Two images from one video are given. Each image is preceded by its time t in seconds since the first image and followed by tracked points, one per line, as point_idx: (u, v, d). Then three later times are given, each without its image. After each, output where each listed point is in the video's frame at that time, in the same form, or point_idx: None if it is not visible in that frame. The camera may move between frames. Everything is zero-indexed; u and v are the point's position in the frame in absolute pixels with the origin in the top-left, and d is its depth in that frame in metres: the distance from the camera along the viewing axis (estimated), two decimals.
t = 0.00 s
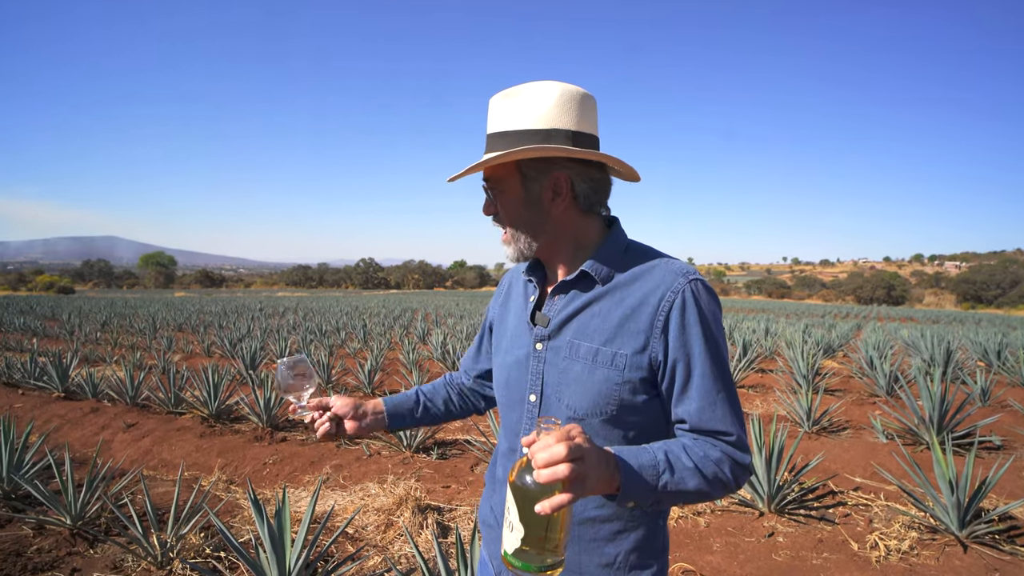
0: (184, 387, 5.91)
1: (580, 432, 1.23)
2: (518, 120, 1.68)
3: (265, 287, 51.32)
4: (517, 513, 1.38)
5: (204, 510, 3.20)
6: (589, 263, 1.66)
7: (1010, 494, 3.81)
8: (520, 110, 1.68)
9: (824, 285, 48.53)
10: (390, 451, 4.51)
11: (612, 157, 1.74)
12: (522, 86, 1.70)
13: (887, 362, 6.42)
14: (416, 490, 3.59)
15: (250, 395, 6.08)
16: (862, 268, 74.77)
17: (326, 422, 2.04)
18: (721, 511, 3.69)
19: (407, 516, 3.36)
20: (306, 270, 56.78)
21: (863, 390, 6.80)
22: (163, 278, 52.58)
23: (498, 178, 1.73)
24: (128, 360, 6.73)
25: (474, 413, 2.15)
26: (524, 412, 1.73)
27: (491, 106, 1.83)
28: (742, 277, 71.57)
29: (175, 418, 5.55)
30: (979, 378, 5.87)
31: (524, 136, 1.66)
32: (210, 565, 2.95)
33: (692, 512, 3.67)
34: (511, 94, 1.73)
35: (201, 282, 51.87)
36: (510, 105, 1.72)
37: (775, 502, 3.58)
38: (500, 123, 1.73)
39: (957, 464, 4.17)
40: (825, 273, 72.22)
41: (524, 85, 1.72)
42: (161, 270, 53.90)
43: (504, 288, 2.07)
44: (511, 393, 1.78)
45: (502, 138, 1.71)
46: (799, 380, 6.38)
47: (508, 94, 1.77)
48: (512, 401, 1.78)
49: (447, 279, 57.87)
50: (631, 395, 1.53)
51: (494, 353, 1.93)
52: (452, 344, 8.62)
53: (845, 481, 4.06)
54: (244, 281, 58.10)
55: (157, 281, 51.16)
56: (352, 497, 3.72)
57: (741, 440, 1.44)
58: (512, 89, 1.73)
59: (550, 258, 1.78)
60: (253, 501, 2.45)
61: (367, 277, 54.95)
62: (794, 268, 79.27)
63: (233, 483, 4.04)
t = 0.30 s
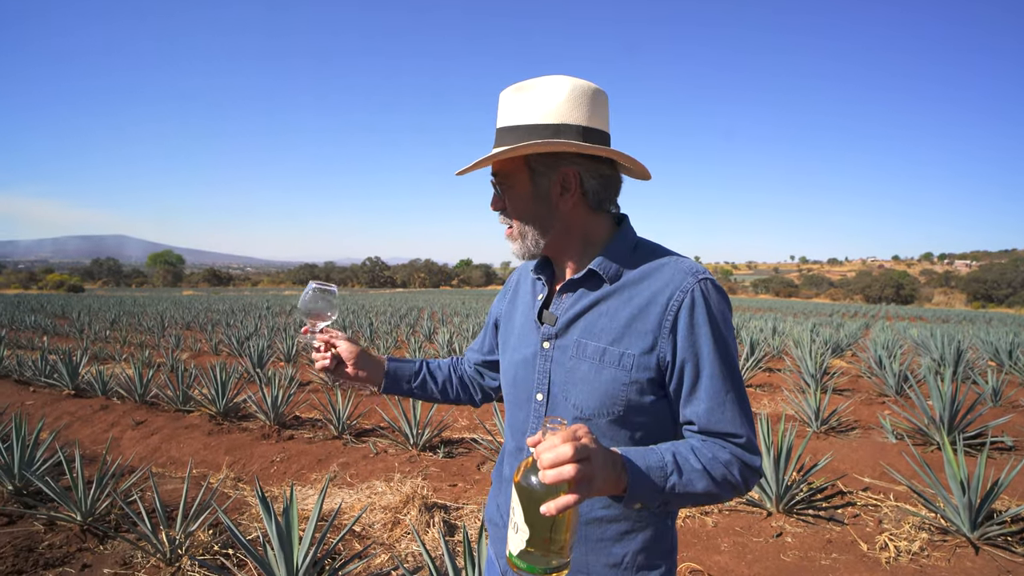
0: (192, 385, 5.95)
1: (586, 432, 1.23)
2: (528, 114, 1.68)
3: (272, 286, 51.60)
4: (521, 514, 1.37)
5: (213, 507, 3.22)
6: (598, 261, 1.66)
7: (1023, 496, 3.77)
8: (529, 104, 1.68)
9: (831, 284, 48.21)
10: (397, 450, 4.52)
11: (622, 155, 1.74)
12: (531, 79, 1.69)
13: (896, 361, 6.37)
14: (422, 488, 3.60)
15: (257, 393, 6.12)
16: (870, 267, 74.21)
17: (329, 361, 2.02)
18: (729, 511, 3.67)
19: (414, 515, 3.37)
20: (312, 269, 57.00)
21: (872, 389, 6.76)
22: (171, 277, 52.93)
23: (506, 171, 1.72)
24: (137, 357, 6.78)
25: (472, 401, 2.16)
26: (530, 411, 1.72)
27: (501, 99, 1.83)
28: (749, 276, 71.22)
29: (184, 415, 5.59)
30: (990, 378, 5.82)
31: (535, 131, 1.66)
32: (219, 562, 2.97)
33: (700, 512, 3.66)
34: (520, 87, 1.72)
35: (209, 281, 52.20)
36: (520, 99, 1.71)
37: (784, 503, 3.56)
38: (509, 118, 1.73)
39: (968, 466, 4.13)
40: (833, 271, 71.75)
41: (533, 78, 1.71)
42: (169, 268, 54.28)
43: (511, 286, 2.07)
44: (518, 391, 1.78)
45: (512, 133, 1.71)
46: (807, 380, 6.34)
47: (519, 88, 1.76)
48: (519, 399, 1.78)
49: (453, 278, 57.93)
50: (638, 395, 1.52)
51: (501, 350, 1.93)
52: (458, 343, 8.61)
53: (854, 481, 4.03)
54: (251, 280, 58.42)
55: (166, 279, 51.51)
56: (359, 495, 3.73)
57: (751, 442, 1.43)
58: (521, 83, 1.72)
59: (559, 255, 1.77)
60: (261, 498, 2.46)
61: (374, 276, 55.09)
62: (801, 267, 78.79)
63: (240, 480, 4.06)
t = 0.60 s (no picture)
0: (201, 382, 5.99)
1: (595, 431, 1.22)
2: (539, 108, 1.67)
3: (279, 284, 51.91)
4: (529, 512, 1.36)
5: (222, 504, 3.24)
6: (608, 259, 1.65)
7: None
8: (541, 98, 1.67)
9: (840, 284, 47.84)
10: (404, 448, 4.53)
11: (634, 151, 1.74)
12: (543, 73, 1.69)
13: (907, 361, 6.31)
14: (430, 486, 3.61)
15: (265, 391, 6.15)
16: (880, 266, 73.52)
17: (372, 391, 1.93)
18: (738, 511, 3.66)
19: (421, 513, 3.37)
20: (320, 267, 57.25)
21: (883, 390, 6.70)
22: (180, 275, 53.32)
23: (516, 166, 1.72)
24: (147, 354, 6.83)
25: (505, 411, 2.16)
26: (538, 410, 1.72)
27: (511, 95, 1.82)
28: (756, 275, 70.79)
29: (193, 412, 5.63)
30: (1003, 378, 5.75)
31: (546, 124, 1.65)
32: (227, 558, 2.99)
33: (708, 512, 3.64)
34: (532, 82, 1.72)
35: (217, 279, 52.57)
36: (531, 93, 1.70)
37: (793, 503, 3.54)
38: (520, 110, 1.72)
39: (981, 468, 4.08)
40: (841, 271, 71.20)
41: (545, 73, 1.70)
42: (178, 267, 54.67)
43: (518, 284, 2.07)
44: (526, 390, 1.77)
45: (522, 126, 1.70)
46: (816, 380, 6.29)
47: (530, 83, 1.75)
48: (526, 398, 1.77)
49: (460, 276, 57.99)
50: (647, 394, 1.52)
51: (509, 349, 1.93)
52: (465, 341, 8.62)
53: (865, 482, 4.00)
54: (259, 279, 58.77)
55: (175, 278, 51.86)
56: (367, 493, 3.74)
57: (759, 442, 1.42)
58: (532, 77, 1.72)
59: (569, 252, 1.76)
60: (270, 495, 2.47)
61: (381, 275, 55.23)
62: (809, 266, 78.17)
63: (249, 477, 4.09)
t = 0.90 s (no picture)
0: (209, 380, 6.02)
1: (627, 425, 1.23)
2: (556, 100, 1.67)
3: (287, 283, 52.20)
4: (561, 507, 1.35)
5: (230, 501, 3.26)
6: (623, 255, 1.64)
7: None
8: (559, 92, 1.67)
9: (849, 283, 47.49)
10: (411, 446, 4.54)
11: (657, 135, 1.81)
12: (561, 67, 1.69)
13: (917, 361, 6.25)
14: (437, 485, 3.62)
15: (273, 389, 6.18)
16: (889, 266, 72.91)
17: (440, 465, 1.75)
18: (746, 512, 3.64)
19: (428, 511, 3.38)
20: (326, 266, 57.46)
21: (892, 390, 6.65)
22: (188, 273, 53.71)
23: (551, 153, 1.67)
24: (155, 352, 6.88)
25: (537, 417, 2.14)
26: (550, 408, 1.70)
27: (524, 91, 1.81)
28: (763, 275, 70.44)
29: (201, 410, 5.66)
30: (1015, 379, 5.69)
31: (564, 115, 1.64)
32: (235, 556, 3.01)
33: (716, 512, 3.63)
34: (549, 75, 1.72)
35: (225, 278, 52.95)
36: (549, 88, 1.69)
37: (802, 504, 3.52)
38: (536, 103, 1.72)
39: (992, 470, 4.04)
40: (849, 271, 70.72)
41: (562, 67, 1.71)
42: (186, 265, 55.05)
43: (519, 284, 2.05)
44: (537, 388, 1.76)
45: (539, 117, 1.69)
46: (825, 380, 6.25)
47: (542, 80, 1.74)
48: (537, 397, 1.75)
49: (466, 275, 58.06)
50: (664, 389, 1.51)
51: (516, 348, 1.91)
52: (471, 340, 8.62)
53: (875, 483, 3.97)
54: (266, 277, 59.10)
55: (183, 276, 52.21)
56: (374, 491, 3.75)
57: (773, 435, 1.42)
58: (549, 71, 1.72)
59: (594, 246, 1.73)
60: (279, 493, 2.48)
61: (387, 274, 55.39)
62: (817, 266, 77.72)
63: (257, 475, 4.11)
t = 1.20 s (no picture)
0: (218, 378, 6.07)
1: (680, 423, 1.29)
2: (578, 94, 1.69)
3: (295, 282, 52.52)
4: (622, 507, 1.35)
5: (240, 498, 3.28)
6: (645, 255, 1.66)
7: None
8: (581, 88, 1.70)
9: (858, 283, 47.06)
10: (419, 444, 4.55)
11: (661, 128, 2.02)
12: (576, 64, 1.73)
13: (928, 362, 6.19)
14: (444, 484, 3.62)
15: (281, 386, 6.22)
16: (900, 266, 72.07)
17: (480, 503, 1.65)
18: (754, 512, 3.62)
19: (436, 509, 3.39)
20: (334, 265, 57.71)
21: (902, 391, 6.59)
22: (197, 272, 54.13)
23: (605, 140, 1.70)
24: (165, 350, 6.94)
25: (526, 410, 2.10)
26: (569, 410, 1.68)
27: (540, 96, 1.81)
28: (772, 275, 69.94)
29: (210, 408, 5.71)
30: None
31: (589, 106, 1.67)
32: (245, 552, 3.03)
33: (724, 512, 3.62)
34: (564, 73, 1.76)
35: (233, 276, 53.35)
36: (570, 85, 1.72)
37: (811, 505, 3.50)
38: (556, 100, 1.73)
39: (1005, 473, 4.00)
40: (858, 270, 70.11)
41: (576, 65, 1.75)
42: (195, 264, 55.49)
43: (512, 283, 1.97)
44: (551, 392, 1.70)
45: (562, 111, 1.70)
46: (834, 380, 6.21)
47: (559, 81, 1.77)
48: (553, 400, 1.70)
49: (472, 275, 58.13)
50: (687, 384, 1.56)
51: (519, 350, 1.84)
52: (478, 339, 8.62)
53: (885, 485, 3.94)
54: (274, 276, 59.46)
55: (192, 275, 52.62)
56: (382, 488, 3.77)
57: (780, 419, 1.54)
58: (563, 69, 1.76)
59: (625, 239, 1.74)
60: (287, 490, 2.49)
61: (394, 273, 55.56)
62: (826, 265, 77.05)
63: (266, 472, 4.13)
